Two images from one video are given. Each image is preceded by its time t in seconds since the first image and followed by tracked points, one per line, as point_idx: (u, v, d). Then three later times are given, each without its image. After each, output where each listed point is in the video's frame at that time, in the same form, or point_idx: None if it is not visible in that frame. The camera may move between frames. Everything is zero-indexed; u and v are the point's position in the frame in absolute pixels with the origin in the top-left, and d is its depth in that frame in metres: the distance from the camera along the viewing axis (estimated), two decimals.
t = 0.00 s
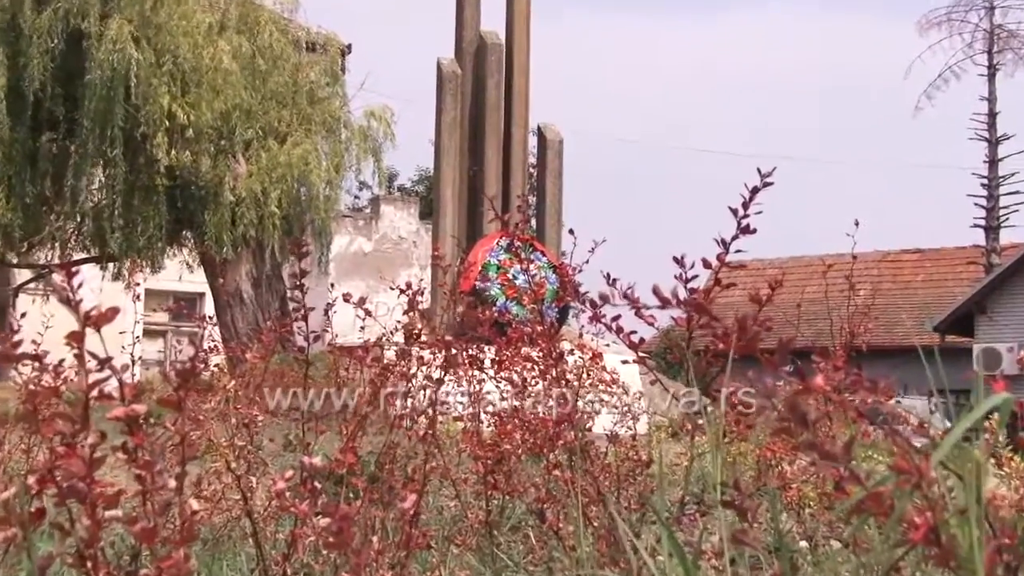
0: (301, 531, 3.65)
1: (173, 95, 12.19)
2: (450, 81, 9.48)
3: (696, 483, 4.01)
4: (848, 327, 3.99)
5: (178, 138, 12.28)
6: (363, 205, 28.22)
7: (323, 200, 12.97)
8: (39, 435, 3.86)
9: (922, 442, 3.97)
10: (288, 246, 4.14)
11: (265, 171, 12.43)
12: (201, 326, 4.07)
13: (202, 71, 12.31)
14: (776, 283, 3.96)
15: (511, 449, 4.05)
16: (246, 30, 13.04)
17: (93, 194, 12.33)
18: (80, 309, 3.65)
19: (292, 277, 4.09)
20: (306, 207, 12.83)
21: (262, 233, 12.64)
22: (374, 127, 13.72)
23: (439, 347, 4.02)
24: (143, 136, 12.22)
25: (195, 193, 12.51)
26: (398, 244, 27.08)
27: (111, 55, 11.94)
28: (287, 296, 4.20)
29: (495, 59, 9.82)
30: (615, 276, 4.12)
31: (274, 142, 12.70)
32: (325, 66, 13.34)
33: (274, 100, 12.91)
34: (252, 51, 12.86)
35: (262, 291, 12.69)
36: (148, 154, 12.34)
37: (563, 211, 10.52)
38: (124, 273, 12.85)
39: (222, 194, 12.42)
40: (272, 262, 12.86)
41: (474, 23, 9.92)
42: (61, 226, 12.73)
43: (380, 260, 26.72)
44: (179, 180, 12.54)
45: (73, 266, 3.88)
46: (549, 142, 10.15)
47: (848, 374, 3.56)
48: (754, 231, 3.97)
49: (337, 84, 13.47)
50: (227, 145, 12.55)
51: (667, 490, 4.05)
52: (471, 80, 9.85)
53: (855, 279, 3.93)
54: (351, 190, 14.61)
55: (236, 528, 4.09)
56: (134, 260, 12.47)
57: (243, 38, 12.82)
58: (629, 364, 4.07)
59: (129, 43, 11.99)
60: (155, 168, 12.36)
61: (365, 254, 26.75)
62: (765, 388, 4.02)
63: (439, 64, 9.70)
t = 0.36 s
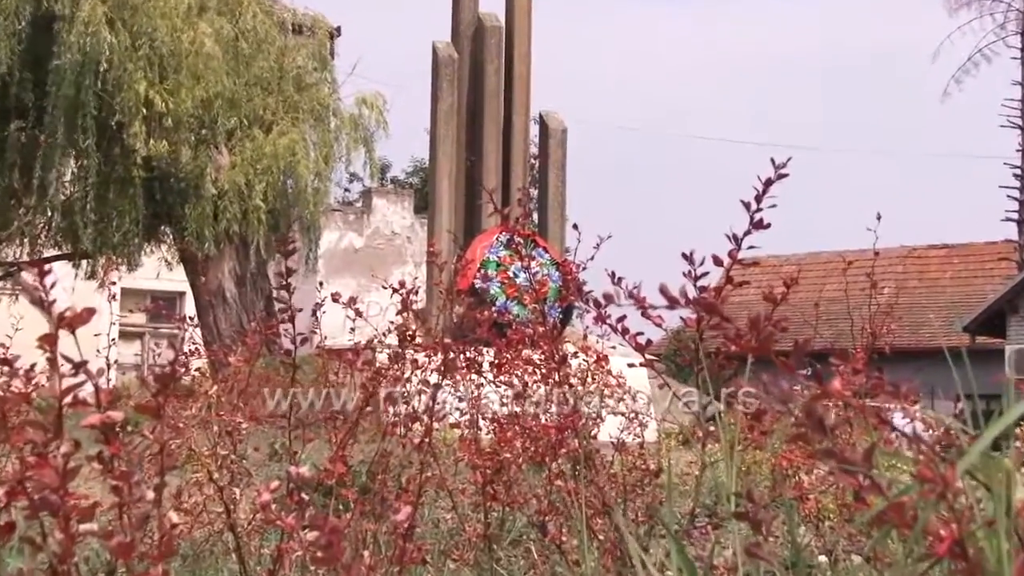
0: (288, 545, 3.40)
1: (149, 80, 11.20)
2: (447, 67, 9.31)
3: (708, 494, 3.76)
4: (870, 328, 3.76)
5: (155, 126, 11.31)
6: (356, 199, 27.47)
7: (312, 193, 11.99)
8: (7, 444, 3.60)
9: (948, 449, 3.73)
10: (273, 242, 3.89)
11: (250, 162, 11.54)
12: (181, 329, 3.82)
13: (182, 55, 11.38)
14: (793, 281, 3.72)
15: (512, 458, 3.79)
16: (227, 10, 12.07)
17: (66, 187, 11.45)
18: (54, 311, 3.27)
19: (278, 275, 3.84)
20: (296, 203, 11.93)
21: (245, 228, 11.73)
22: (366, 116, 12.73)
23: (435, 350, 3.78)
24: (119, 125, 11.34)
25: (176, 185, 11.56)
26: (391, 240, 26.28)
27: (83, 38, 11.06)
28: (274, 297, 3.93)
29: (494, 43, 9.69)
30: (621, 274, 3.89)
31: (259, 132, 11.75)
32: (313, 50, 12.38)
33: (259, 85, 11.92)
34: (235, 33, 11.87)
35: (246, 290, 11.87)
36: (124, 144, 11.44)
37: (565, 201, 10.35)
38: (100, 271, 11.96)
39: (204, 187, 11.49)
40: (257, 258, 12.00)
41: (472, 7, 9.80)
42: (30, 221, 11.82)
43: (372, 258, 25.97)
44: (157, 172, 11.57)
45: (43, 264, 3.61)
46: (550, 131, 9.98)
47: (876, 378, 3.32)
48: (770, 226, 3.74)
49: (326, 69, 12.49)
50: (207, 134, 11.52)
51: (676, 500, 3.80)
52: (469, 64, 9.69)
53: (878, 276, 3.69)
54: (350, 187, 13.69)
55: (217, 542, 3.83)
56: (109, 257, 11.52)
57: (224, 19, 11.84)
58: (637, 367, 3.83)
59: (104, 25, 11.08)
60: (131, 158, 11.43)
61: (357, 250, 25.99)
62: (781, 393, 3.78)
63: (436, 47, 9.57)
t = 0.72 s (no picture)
0: (270, 563, 3.15)
1: (122, 65, 10.03)
2: (442, 48, 8.48)
3: (718, 503, 3.53)
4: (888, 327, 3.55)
5: (127, 113, 10.02)
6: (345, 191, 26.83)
7: (294, 182, 10.55)
8: None
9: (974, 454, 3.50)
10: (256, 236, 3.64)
11: (230, 151, 10.22)
12: (156, 329, 3.58)
13: (157, 37, 10.19)
14: (809, 277, 3.50)
15: (510, 466, 3.55)
16: None
17: (31, 178, 10.44)
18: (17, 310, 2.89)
19: (259, 272, 3.60)
20: (275, 193, 10.52)
21: (225, 223, 10.38)
22: (354, 102, 11.40)
23: (427, 351, 3.55)
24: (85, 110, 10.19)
25: (150, 176, 10.35)
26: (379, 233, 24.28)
27: (51, 19, 9.92)
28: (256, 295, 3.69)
29: (491, 22, 8.80)
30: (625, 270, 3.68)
31: (239, 119, 10.40)
32: (296, 31, 10.98)
33: (241, 67, 10.59)
34: (213, 13, 10.63)
35: (227, 287, 10.55)
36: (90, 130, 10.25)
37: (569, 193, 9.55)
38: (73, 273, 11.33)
39: (180, 177, 10.20)
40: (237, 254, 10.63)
41: None
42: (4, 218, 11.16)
43: (358, 253, 24.10)
44: (129, 164, 10.41)
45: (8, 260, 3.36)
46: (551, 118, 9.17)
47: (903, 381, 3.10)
48: (781, 218, 3.52)
49: (312, 50, 11.09)
50: (184, 121, 10.24)
51: (684, 509, 3.56)
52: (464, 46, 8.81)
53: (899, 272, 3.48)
54: (347, 176, 12.83)
55: (196, 557, 3.59)
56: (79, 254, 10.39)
57: None
58: (642, 368, 3.60)
59: (75, 5, 9.94)
60: (100, 148, 10.22)
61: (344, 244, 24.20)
62: (795, 395, 3.55)
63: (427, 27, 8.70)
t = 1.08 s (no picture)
0: None
1: (92, 47, 9.69)
2: (433, 32, 8.11)
3: (729, 518, 3.30)
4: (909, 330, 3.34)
5: (98, 100, 9.68)
6: (327, 181, 26.28)
7: (277, 173, 10.24)
8: None
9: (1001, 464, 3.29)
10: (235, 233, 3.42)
11: (206, 141, 9.88)
12: (127, 331, 3.34)
13: (129, 18, 9.84)
14: (825, 278, 3.30)
15: (505, 478, 3.31)
16: None
17: None
18: None
19: (239, 269, 3.37)
20: (258, 181, 10.18)
21: (202, 216, 10.00)
22: (340, 86, 11.13)
23: (417, 356, 3.33)
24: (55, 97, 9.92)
25: (122, 167, 9.98)
26: (365, 228, 22.48)
27: None
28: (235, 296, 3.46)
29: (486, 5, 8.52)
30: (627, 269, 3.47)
31: (218, 105, 10.07)
32: (279, 12, 10.71)
33: (220, 52, 10.22)
34: None
35: (204, 286, 10.19)
36: (61, 119, 9.97)
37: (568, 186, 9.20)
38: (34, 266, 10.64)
39: (154, 167, 9.78)
40: (219, 252, 10.30)
41: None
42: None
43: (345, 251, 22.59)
44: (101, 154, 10.05)
45: None
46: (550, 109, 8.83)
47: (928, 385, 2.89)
48: (796, 214, 3.32)
49: (294, 34, 10.81)
50: (159, 107, 9.88)
51: (692, 525, 3.34)
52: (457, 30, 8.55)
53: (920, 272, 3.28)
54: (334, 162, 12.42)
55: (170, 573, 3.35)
56: (45, 248, 10.02)
57: None
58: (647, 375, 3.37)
59: None
60: (69, 137, 9.89)
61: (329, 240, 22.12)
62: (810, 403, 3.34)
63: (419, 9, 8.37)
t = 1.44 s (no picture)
0: None
1: (59, 32, 9.20)
2: (426, 13, 7.52)
3: (742, 536, 3.10)
4: (935, 333, 3.13)
5: (65, 87, 9.20)
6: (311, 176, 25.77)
7: (258, 163, 9.77)
8: None
9: None
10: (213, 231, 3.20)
11: (182, 132, 9.40)
12: (97, 336, 3.12)
13: None
14: (845, 276, 3.08)
15: (504, 491, 3.09)
16: None
17: None
18: None
19: (217, 270, 3.15)
20: (239, 171, 9.71)
21: (178, 212, 9.52)
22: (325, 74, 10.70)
23: (409, 361, 3.12)
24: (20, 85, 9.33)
25: (92, 159, 9.42)
26: (354, 224, 20.92)
27: None
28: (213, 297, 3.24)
29: None
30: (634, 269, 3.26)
31: (195, 93, 9.56)
32: None
33: (196, 36, 9.69)
34: None
35: (181, 286, 9.78)
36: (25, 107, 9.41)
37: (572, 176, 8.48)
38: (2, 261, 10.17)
39: (128, 160, 9.26)
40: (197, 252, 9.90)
41: None
42: None
43: (331, 248, 20.69)
44: (70, 143, 9.50)
45: None
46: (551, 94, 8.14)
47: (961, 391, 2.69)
48: (813, 209, 3.11)
49: (276, 16, 10.26)
50: (131, 96, 9.36)
51: (702, 541, 3.13)
52: (452, 11, 7.89)
53: (946, 270, 3.08)
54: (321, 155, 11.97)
55: None
56: (9, 245, 9.58)
57: None
58: (654, 381, 3.16)
59: None
60: (38, 126, 9.30)
61: (315, 238, 20.64)
62: (827, 410, 3.13)
63: None
